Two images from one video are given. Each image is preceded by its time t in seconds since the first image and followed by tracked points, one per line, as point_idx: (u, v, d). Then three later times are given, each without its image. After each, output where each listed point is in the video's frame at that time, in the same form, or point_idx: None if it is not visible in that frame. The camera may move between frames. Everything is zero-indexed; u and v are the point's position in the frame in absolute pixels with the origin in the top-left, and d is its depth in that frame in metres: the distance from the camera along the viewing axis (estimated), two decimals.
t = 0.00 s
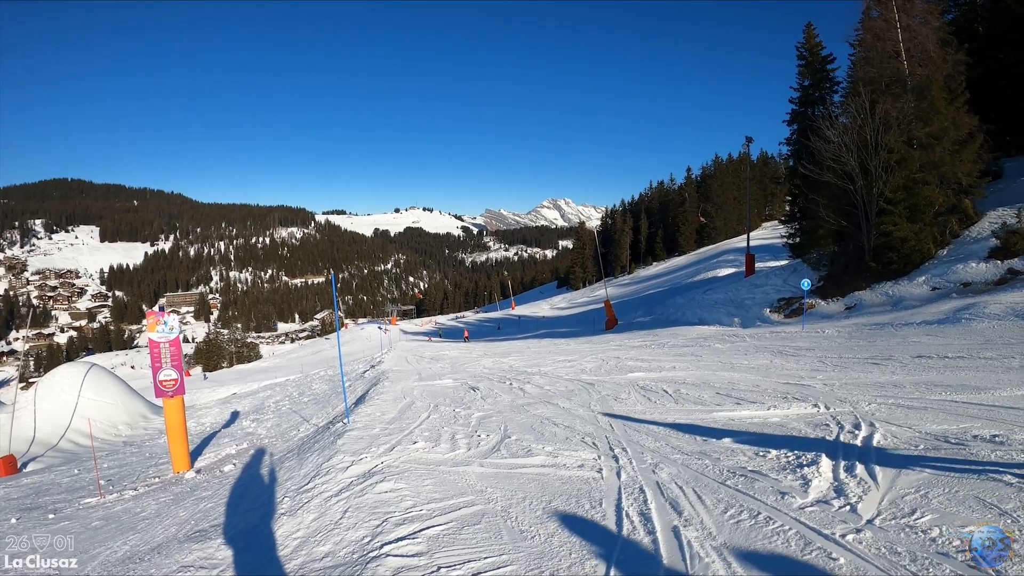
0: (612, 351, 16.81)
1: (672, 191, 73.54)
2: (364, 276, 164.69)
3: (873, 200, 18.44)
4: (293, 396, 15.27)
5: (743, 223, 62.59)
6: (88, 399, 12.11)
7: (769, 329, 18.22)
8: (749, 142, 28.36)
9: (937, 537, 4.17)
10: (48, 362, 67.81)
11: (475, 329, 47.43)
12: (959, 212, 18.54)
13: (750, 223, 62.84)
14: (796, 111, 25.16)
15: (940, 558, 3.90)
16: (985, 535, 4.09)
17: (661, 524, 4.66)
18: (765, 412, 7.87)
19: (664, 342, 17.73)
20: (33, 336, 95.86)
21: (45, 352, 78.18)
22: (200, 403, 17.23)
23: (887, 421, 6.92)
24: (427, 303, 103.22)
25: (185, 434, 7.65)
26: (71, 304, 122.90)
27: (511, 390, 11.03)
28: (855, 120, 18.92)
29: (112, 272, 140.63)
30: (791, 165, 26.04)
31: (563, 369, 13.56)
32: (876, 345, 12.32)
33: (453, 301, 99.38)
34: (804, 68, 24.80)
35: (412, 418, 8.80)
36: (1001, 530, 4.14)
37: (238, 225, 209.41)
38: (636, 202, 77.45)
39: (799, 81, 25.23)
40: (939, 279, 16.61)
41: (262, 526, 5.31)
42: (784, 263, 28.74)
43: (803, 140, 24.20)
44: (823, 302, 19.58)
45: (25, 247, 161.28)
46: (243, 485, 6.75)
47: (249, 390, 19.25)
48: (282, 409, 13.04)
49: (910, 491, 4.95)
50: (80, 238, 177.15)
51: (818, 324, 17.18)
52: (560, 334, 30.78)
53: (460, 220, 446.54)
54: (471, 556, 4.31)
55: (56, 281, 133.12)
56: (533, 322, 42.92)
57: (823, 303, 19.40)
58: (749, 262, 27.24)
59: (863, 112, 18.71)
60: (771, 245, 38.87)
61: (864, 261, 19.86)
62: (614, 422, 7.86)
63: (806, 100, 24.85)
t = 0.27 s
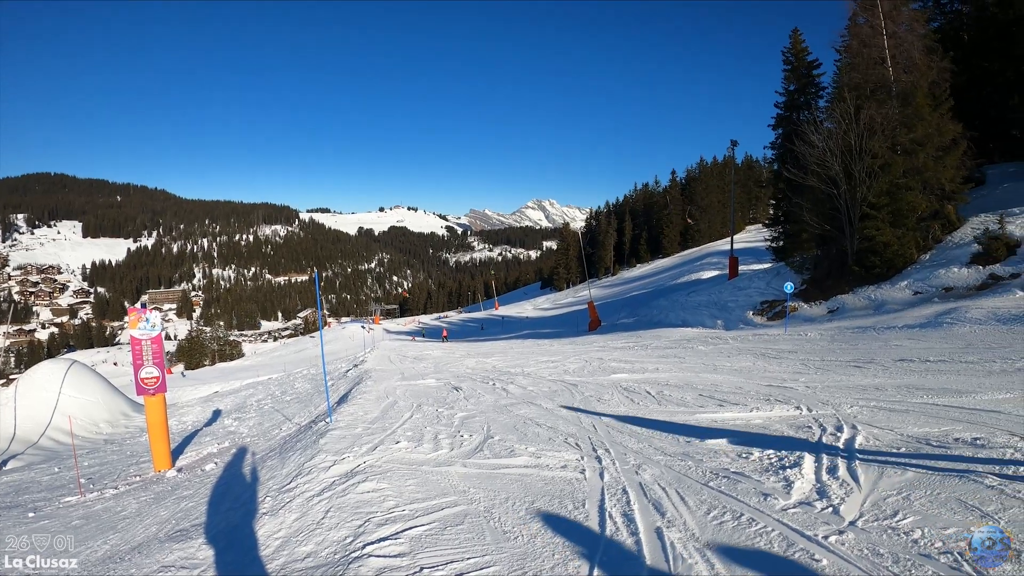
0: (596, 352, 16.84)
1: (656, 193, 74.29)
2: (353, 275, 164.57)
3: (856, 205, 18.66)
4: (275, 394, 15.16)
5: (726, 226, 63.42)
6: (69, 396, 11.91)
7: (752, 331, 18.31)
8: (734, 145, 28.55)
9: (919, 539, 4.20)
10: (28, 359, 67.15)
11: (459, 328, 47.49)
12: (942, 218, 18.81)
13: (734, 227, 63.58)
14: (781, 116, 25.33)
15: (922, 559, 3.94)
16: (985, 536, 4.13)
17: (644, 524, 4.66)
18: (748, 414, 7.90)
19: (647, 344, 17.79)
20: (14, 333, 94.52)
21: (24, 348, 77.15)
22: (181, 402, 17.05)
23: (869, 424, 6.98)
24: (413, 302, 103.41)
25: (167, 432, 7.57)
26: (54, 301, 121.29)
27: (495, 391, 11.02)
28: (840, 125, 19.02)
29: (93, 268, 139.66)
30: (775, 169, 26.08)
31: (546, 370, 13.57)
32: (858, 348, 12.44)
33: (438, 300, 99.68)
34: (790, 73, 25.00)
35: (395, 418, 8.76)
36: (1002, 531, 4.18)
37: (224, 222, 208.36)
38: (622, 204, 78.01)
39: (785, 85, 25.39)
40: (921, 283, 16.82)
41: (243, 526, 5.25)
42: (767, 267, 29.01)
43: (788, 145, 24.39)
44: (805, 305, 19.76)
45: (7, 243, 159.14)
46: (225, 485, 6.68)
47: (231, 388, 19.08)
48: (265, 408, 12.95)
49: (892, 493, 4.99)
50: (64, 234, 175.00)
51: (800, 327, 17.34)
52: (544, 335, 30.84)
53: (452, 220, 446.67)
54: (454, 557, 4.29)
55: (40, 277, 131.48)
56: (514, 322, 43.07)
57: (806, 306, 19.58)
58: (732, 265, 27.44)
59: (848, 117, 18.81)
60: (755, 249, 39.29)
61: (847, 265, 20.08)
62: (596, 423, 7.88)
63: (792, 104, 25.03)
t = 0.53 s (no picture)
0: (575, 353, 16.92)
1: (637, 197, 75.24)
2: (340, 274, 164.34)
3: (836, 210, 19.06)
4: (254, 393, 15.05)
5: (706, 230, 64.26)
6: (45, 394, 11.72)
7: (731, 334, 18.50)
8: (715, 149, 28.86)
9: (896, 541, 4.24)
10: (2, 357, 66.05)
11: (439, 329, 47.53)
12: (921, 223, 19.10)
13: (714, 230, 64.45)
14: (762, 121, 25.61)
15: (899, 560, 3.98)
16: (985, 536, 4.15)
17: (622, 525, 4.67)
18: (726, 416, 7.95)
19: (626, 346, 17.88)
20: None
21: None
22: (159, 400, 16.87)
23: (846, 427, 7.05)
24: (395, 302, 103.68)
25: (144, 430, 7.49)
26: (32, 297, 119.21)
27: (473, 391, 11.02)
28: (821, 130, 19.62)
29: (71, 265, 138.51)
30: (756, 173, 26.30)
31: (525, 370, 13.60)
32: (836, 351, 12.60)
33: (418, 301, 100.19)
34: (772, 78, 25.26)
35: (373, 418, 8.73)
36: (1001, 530, 4.23)
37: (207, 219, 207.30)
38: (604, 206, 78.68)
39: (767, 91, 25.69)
40: (899, 288, 17.13)
41: (220, 526, 5.18)
42: (746, 270, 29.34)
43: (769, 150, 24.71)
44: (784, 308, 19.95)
45: None
46: (203, 484, 6.61)
47: (210, 387, 18.95)
48: (243, 407, 12.85)
49: (869, 495, 5.04)
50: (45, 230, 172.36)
51: (779, 331, 17.54)
52: (523, 336, 30.87)
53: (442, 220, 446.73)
54: (433, 558, 4.27)
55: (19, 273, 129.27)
56: (491, 324, 43.04)
57: (784, 309, 19.79)
58: (711, 268, 27.72)
59: (829, 123, 19.35)
60: (733, 252, 39.86)
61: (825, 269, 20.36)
62: (575, 424, 7.88)
63: (773, 110, 25.34)
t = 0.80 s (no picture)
0: (547, 356, 16.99)
1: (610, 201, 76.21)
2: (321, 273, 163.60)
3: (806, 217, 19.85)
4: (223, 393, 14.85)
5: (678, 235, 65.34)
6: (12, 393, 11.37)
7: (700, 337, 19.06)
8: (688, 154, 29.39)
9: (864, 543, 4.29)
10: None
11: (411, 330, 47.47)
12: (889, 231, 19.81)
13: (686, 235, 65.64)
14: (736, 127, 26.04)
15: (867, 562, 4.03)
16: (985, 536, 4.20)
17: (592, 528, 4.68)
18: (696, 420, 8.00)
19: (598, 348, 18.00)
20: None
21: None
22: (124, 400, 16.52)
23: (815, 430, 7.15)
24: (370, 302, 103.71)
25: (111, 431, 7.35)
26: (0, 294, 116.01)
27: (444, 393, 11.00)
28: (793, 138, 20.28)
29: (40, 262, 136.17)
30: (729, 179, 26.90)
31: (495, 373, 13.62)
32: (806, 355, 12.84)
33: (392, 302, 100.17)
34: (746, 86, 25.60)
35: (343, 418, 8.67)
36: (1000, 530, 4.26)
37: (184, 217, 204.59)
38: (580, 210, 79.35)
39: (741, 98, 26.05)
40: (868, 294, 17.63)
41: (188, 527, 5.08)
42: (717, 275, 29.87)
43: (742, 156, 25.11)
44: (754, 314, 20.49)
45: None
46: (171, 485, 6.49)
47: (178, 386, 18.66)
48: (212, 407, 12.68)
49: (837, 498, 5.11)
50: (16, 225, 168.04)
51: (749, 335, 17.86)
52: (495, 338, 30.95)
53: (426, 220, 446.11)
54: (403, 560, 4.22)
55: None
56: (461, 326, 42.86)
57: (754, 315, 20.29)
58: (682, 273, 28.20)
59: (801, 132, 20.06)
60: (704, 257, 40.64)
61: (796, 275, 21.30)
62: (546, 427, 7.91)
63: (746, 117, 25.72)
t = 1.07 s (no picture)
0: (528, 356, 17.02)
1: (592, 201, 76.80)
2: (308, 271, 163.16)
3: (788, 220, 20.06)
4: (202, 392, 14.70)
5: (660, 236, 65.89)
6: None
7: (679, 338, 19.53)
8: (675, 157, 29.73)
9: (845, 543, 4.32)
10: None
11: (392, 330, 47.39)
12: (871, 235, 20.26)
13: (668, 236, 66.37)
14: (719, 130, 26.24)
15: (847, 562, 4.07)
16: (985, 536, 4.24)
17: (574, 527, 4.68)
18: (679, 420, 8.06)
19: (579, 349, 18.07)
20: None
21: None
22: (101, 398, 16.27)
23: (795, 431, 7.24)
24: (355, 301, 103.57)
25: (90, 429, 7.27)
26: None
27: (425, 392, 10.98)
28: (775, 141, 20.28)
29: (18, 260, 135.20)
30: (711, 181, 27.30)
31: (477, 372, 13.62)
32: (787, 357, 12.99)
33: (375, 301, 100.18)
34: (730, 89, 25.80)
35: (324, 418, 8.63)
36: (1001, 530, 4.32)
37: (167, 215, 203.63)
38: (564, 210, 79.79)
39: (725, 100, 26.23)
40: (848, 297, 18.05)
41: (168, 528, 5.01)
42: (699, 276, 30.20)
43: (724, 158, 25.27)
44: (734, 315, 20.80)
45: None
46: (150, 485, 6.41)
47: (157, 384, 18.47)
48: (192, 405, 12.56)
49: (818, 498, 5.16)
50: None
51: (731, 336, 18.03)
52: (477, 337, 31.04)
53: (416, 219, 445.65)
54: (384, 560, 4.19)
55: None
56: (442, 325, 42.77)
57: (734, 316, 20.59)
58: (665, 274, 28.54)
59: (784, 134, 20.05)
60: (685, 258, 41.21)
61: (776, 277, 21.68)
62: (527, 426, 7.93)
63: (729, 120, 25.91)
